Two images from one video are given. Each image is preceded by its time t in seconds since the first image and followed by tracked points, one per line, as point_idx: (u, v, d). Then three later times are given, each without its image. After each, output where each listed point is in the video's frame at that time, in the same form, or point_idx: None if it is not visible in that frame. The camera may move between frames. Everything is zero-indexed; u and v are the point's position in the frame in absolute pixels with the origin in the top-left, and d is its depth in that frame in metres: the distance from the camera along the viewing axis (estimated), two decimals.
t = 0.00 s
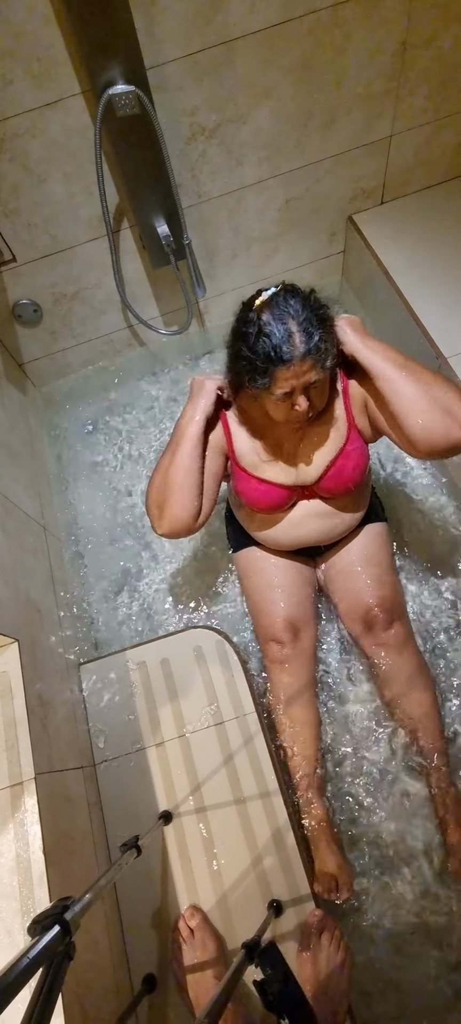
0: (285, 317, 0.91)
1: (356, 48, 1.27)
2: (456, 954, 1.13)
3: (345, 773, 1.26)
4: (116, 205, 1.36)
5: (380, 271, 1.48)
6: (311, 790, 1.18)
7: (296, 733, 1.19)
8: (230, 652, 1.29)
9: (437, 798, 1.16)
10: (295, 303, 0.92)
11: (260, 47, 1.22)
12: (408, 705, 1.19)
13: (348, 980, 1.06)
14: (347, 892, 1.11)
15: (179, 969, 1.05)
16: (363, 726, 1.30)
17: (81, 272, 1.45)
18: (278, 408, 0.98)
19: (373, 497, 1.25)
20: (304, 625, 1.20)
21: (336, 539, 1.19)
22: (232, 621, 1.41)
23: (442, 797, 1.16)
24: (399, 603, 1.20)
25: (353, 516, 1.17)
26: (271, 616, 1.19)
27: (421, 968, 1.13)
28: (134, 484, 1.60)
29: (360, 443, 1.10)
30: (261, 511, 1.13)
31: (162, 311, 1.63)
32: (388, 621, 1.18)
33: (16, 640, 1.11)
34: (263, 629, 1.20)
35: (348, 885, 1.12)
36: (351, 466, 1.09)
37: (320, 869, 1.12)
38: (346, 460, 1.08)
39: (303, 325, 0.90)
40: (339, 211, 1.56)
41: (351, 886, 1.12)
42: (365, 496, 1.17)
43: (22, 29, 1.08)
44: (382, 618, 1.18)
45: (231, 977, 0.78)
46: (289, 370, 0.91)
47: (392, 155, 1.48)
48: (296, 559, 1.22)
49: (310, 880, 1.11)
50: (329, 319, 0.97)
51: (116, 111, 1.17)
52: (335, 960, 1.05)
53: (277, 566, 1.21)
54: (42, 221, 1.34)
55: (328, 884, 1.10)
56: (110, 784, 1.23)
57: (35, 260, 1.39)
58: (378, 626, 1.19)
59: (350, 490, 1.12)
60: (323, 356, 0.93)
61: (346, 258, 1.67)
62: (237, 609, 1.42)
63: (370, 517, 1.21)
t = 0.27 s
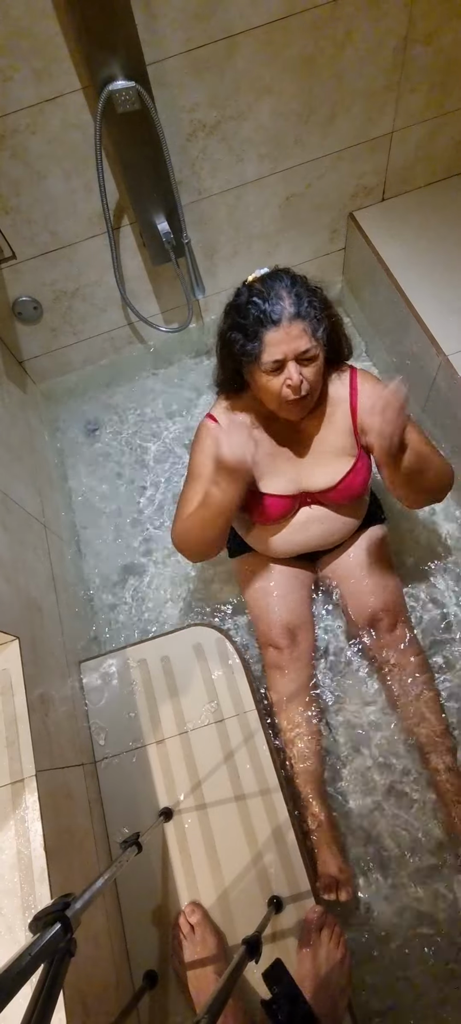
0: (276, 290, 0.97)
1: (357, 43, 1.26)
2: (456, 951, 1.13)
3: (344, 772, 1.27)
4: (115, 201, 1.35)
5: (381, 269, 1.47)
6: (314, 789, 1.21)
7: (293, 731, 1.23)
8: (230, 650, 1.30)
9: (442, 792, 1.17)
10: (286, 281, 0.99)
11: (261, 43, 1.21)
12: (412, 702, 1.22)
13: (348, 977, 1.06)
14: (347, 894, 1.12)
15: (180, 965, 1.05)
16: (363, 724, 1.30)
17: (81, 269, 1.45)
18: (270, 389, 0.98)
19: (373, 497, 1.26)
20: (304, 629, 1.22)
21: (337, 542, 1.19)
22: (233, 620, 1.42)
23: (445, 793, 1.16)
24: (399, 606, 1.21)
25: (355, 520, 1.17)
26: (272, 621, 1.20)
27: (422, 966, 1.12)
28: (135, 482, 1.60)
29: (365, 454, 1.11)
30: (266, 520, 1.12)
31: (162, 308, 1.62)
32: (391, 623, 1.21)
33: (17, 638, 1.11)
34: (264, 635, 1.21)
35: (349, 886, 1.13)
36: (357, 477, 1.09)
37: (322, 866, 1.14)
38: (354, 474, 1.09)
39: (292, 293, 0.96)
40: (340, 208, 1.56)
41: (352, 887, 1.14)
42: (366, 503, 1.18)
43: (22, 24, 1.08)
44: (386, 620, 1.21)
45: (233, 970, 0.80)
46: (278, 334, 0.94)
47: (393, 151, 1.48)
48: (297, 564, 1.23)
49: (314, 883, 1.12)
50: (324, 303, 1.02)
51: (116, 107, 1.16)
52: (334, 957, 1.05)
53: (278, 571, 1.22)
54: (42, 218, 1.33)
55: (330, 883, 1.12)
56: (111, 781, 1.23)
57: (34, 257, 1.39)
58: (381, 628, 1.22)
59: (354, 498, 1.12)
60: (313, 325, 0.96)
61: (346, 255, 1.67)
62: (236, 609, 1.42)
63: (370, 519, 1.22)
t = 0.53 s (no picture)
0: (274, 292, 0.98)
1: (358, 38, 1.25)
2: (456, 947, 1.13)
3: (346, 768, 1.26)
4: (116, 198, 1.35)
5: (382, 266, 1.47)
6: (317, 785, 1.21)
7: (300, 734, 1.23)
8: (230, 647, 1.30)
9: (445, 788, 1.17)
10: (283, 282, 0.99)
11: (261, 38, 1.21)
12: (415, 697, 1.21)
13: (347, 972, 1.07)
14: (347, 893, 1.12)
15: (180, 961, 1.06)
16: (364, 721, 1.30)
17: (81, 266, 1.44)
18: (268, 391, 0.99)
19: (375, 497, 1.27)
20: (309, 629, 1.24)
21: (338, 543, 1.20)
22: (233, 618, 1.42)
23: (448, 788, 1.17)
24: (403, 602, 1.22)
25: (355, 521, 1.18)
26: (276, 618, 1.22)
27: (421, 962, 1.12)
28: (135, 479, 1.60)
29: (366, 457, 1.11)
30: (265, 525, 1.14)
31: (163, 306, 1.62)
32: (395, 619, 1.21)
33: (17, 635, 1.11)
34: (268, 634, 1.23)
35: (350, 885, 1.13)
36: (357, 480, 1.10)
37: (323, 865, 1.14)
38: (354, 475, 1.10)
39: (289, 296, 0.96)
40: (340, 204, 1.55)
41: (352, 886, 1.13)
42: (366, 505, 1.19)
43: (21, 18, 1.07)
44: (389, 616, 1.21)
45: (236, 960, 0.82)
46: (275, 337, 0.94)
47: (395, 148, 1.47)
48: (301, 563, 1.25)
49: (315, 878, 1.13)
50: (323, 302, 1.03)
51: (116, 103, 1.16)
52: (334, 952, 1.05)
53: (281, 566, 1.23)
54: (42, 214, 1.33)
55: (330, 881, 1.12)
56: (111, 778, 1.24)
57: (34, 254, 1.39)
58: (385, 624, 1.22)
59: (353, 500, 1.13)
60: (310, 327, 0.96)
61: (347, 252, 1.67)
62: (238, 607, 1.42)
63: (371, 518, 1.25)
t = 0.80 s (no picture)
0: (280, 299, 0.96)
1: (360, 34, 1.25)
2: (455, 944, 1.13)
3: (345, 765, 1.27)
4: (116, 195, 1.34)
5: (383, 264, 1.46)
6: (318, 782, 1.21)
7: (303, 732, 1.23)
8: (231, 645, 1.30)
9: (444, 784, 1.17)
10: (290, 286, 0.98)
11: (262, 34, 1.20)
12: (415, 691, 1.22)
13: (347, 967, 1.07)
14: (346, 892, 1.12)
15: (180, 957, 1.06)
16: (365, 718, 1.30)
17: (81, 263, 1.44)
18: (275, 398, 0.99)
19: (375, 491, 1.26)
20: (310, 628, 1.24)
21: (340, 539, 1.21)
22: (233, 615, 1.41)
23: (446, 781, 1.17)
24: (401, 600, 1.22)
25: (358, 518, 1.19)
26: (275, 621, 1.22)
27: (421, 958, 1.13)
28: (136, 477, 1.60)
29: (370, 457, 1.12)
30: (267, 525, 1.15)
31: (163, 304, 1.62)
32: (393, 620, 1.22)
33: (18, 633, 1.11)
34: (271, 632, 1.23)
35: (348, 884, 1.13)
36: (362, 480, 1.11)
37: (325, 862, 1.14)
38: (357, 478, 1.11)
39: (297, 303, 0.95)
40: (341, 201, 1.55)
41: (351, 885, 1.13)
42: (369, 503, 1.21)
43: (21, 14, 1.06)
44: (387, 616, 1.21)
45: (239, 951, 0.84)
46: (283, 346, 0.93)
47: (396, 144, 1.47)
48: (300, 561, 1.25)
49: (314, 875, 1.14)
50: (329, 304, 1.02)
51: (117, 99, 1.15)
52: (333, 948, 1.06)
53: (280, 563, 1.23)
54: (43, 211, 1.32)
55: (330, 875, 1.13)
56: (112, 775, 1.24)
57: (34, 251, 1.38)
58: (383, 625, 1.22)
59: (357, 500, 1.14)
60: (318, 333, 0.96)
61: (348, 249, 1.66)
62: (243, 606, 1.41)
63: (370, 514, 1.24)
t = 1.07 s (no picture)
0: (265, 279, 0.99)
1: (359, 29, 1.24)
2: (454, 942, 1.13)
3: (345, 761, 1.27)
4: (115, 191, 1.34)
5: (383, 261, 1.46)
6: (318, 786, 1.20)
7: (301, 726, 1.23)
8: (230, 642, 1.30)
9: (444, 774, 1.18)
10: (273, 268, 1.01)
11: (261, 30, 1.20)
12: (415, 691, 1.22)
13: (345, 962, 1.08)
14: (343, 888, 1.13)
15: (179, 952, 1.07)
16: (365, 713, 1.30)
17: (80, 260, 1.44)
18: (262, 376, 1.02)
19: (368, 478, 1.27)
20: (311, 622, 1.24)
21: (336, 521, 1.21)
22: (232, 611, 1.42)
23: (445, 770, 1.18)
24: (401, 594, 1.22)
25: (352, 495, 1.19)
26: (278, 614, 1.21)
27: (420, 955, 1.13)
28: (135, 474, 1.60)
29: (357, 424, 1.14)
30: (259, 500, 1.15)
31: (162, 300, 1.62)
32: (394, 614, 1.22)
33: (17, 629, 1.11)
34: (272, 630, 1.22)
35: (346, 881, 1.14)
36: (351, 446, 1.13)
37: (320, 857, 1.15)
38: (347, 447, 1.12)
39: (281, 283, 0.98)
40: (341, 198, 1.54)
41: (348, 883, 1.15)
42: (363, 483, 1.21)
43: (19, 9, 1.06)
44: (388, 611, 1.22)
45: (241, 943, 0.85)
46: (269, 323, 0.97)
47: (396, 141, 1.46)
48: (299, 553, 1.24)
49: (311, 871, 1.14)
50: (311, 288, 1.05)
51: (115, 95, 1.15)
52: (332, 944, 1.06)
53: (281, 555, 1.23)
54: (41, 208, 1.32)
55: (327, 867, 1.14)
56: (111, 771, 1.24)
57: (33, 248, 1.38)
58: (384, 618, 1.23)
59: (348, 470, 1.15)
60: (302, 314, 0.99)
61: (347, 246, 1.66)
62: (243, 601, 1.42)
63: (366, 503, 1.25)
